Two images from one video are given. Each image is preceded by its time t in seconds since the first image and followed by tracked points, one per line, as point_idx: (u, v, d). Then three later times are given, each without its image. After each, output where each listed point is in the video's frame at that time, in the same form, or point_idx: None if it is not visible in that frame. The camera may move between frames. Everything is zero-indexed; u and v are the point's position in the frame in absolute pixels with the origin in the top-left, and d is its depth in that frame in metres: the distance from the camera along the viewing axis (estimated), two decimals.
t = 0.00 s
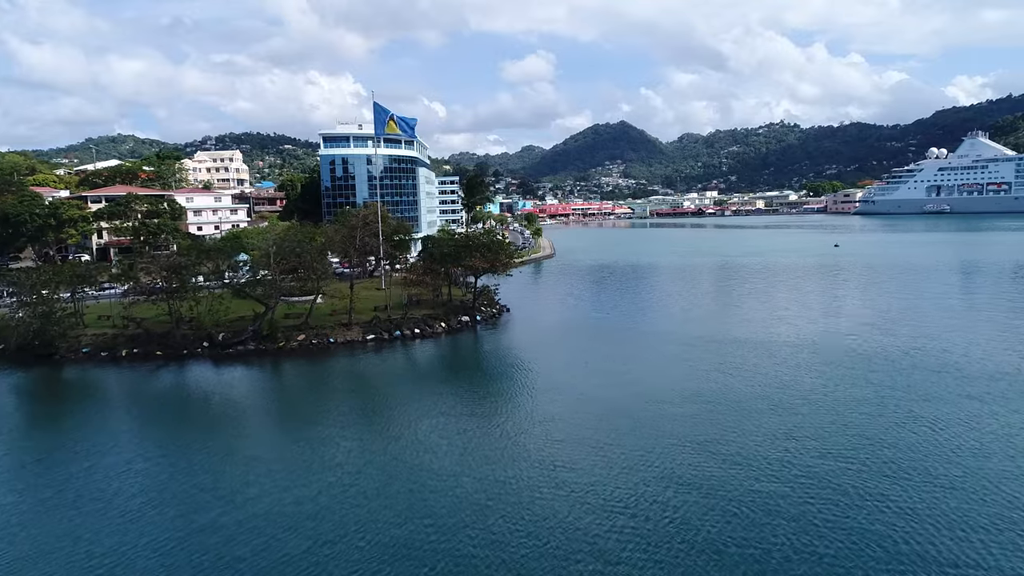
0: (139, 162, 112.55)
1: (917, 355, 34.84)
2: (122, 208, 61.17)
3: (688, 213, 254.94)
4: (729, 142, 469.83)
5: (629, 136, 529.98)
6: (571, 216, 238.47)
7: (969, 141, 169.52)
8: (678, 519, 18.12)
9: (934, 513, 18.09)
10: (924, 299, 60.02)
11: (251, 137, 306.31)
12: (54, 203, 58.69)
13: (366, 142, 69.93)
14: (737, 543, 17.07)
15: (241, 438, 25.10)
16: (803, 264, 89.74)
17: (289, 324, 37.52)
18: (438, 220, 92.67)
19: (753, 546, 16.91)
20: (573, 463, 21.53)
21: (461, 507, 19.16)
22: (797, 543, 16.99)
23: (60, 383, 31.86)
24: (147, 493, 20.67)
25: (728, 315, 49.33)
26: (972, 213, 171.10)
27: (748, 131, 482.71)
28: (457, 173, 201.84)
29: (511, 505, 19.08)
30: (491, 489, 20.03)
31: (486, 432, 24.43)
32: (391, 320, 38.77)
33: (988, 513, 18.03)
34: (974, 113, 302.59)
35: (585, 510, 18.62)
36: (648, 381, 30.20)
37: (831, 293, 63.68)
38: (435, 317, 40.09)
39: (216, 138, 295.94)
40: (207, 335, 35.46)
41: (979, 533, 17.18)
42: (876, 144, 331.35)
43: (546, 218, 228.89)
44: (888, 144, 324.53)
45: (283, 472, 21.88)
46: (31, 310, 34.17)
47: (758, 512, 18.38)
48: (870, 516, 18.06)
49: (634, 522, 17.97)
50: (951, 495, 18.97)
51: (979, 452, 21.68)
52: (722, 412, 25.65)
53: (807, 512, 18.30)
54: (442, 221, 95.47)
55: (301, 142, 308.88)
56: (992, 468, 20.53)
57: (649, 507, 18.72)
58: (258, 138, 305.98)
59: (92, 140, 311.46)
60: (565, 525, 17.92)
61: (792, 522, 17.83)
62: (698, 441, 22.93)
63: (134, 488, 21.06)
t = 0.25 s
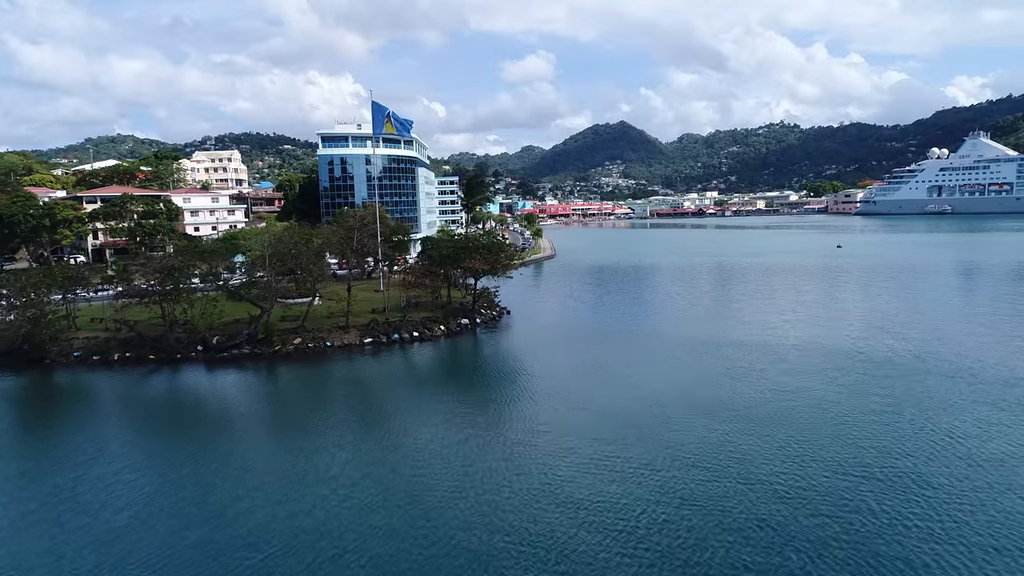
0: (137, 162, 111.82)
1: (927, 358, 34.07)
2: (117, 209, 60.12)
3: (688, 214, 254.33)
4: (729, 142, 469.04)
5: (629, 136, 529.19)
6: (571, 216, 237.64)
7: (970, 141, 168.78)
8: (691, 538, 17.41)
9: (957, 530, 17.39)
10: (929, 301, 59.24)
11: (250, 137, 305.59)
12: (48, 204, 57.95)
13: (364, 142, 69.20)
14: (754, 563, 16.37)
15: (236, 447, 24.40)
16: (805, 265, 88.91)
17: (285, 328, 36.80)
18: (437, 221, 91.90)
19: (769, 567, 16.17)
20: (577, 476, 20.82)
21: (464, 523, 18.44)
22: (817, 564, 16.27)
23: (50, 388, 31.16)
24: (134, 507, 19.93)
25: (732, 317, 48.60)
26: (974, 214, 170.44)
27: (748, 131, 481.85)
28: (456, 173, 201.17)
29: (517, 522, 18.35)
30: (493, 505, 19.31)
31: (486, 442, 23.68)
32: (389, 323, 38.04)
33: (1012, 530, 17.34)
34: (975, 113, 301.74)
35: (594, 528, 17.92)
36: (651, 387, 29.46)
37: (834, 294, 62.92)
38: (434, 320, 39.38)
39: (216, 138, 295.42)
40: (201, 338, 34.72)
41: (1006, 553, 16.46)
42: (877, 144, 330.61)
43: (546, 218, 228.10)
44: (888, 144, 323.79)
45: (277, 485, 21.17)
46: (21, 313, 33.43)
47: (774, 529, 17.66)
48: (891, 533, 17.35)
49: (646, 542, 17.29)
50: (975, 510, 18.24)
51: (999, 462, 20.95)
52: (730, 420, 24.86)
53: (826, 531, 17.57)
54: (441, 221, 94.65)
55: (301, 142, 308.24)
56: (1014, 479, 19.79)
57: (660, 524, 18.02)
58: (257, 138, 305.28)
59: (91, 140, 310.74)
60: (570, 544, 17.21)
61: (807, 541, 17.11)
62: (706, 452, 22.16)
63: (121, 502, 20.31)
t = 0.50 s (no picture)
0: (135, 163, 111.13)
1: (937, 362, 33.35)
2: (113, 209, 59.54)
3: (689, 214, 253.69)
4: (729, 142, 468.33)
5: (629, 136, 528.47)
6: (571, 216, 236.83)
7: (972, 141, 168.02)
8: (702, 560, 16.70)
9: (979, 551, 16.66)
10: (933, 303, 58.60)
11: (250, 137, 304.88)
12: (43, 204, 57.24)
13: (363, 142, 68.47)
14: None
15: (228, 458, 23.64)
16: (807, 266, 88.21)
17: (280, 331, 36.07)
18: (437, 222, 91.18)
19: None
20: (582, 490, 20.11)
21: (465, 543, 17.71)
22: None
23: (39, 393, 30.38)
24: (121, 524, 19.20)
25: (735, 319, 47.90)
26: (975, 214, 169.71)
27: (748, 131, 481.07)
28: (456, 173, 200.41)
29: (520, 541, 17.64)
30: (495, 521, 18.62)
31: (487, 453, 22.96)
32: (386, 326, 37.33)
33: None
34: (976, 113, 301.11)
35: (601, 548, 17.21)
36: (655, 393, 28.76)
37: (838, 296, 62.17)
38: (433, 323, 38.67)
39: (216, 138, 295.15)
40: (195, 343, 33.99)
41: None
42: (877, 144, 329.99)
43: (546, 219, 227.51)
44: (888, 144, 323.15)
45: (271, 498, 20.47)
46: (10, 316, 32.70)
47: (788, 550, 16.94)
48: (911, 554, 16.63)
49: (654, 564, 16.58)
50: (996, 528, 17.53)
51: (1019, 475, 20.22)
52: (738, 429, 24.14)
53: (842, 550, 16.88)
54: (441, 222, 93.89)
55: (300, 142, 307.55)
56: None
57: (669, 545, 17.32)
58: (257, 138, 304.56)
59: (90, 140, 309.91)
60: (577, 565, 16.52)
61: (824, 563, 16.42)
62: (715, 464, 21.45)
63: (107, 518, 19.58)
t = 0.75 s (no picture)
0: (133, 162, 110.45)
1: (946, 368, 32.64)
2: (109, 210, 58.98)
3: (689, 215, 253.08)
4: (730, 142, 467.59)
5: (629, 136, 527.79)
6: (571, 217, 236.00)
7: (973, 141, 167.26)
8: None
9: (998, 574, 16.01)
10: (938, 305, 57.81)
11: (250, 137, 304.18)
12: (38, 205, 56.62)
13: (362, 142, 67.72)
14: None
15: (221, 470, 23.00)
16: (809, 267, 87.43)
17: (276, 334, 35.41)
18: (436, 222, 90.49)
19: None
20: (585, 505, 19.47)
21: (464, 563, 17.08)
22: None
23: (28, 399, 29.73)
24: (106, 543, 18.53)
25: (738, 321, 47.18)
26: (977, 215, 169.00)
27: (748, 131, 480.25)
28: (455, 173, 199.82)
29: (521, 562, 16.99)
30: (495, 540, 17.98)
31: (486, 465, 22.32)
32: (384, 330, 36.65)
33: None
34: (976, 113, 300.25)
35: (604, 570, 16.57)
36: (658, 399, 28.07)
37: (842, 298, 61.43)
38: (432, 326, 37.99)
39: (216, 138, 294.73)
40: (188, 347, 33.31)
41: None
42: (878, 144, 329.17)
43: (546, 219, 226.80)
44: (889, 144, 322.37)
45: (264, 514, 19.85)
46: None
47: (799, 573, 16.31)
48: None
49: None
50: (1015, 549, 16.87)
51: None
52: (745, 440, 23.48)
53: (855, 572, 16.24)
54: (440, 223, 93.16)
55: (299, 142, 306.87)
56: None
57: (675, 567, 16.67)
58: (257, 138, 304.00)
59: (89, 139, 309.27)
60: None
61: None
62: (722, 478, 20.80)
63: (93, 536, 18.93)
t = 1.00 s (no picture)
0: (131, 162, 109.84)
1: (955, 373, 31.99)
2: (104, 211, 58.14)
3: (689, 216, 252.32)
4: (730, 143, 467.04)
5: (629, 137, 527.37)
6: (571, 217, 235.33)
7: (975, 141, 166.63)
8: None
9: None
10: (942, 307, 57.15)
11: (249, 137, 303.74)
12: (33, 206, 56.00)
13: (360, 142, 67.07)
14: None
15: (214, 480, 22.37)
16: (811, 269, 86.79)
17: (272, 338, 34.76)
18: (436, 223, 89.81)
19: None
20: (588, 520, 18.85)
21: None
22: None
23: (17, 404, 29.08)
24: (90, 560, 17.85)
25: (741, 324, 46.56)
26: (978, 215, 168.37)
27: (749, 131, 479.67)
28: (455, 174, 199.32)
29: None
30: (495, 557, 17.39)
31: (488, 476, 21.65)
32: (382, 333, 36.02)
33: None
34: (977, 113, 299.51)
35: None
36: (662, 404, 27.44)
37: (845, 300, 60.77)
38: (430, 329, 37.36)
39: (216, 139, 294.48)
40: (181, 351, 32.64)
41: None
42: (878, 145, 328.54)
43: (546, 220, 226.30)
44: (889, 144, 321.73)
45: (257, 527, 19.24)
46: None
47: None
48: None
49: None
50: None
51: None
52: (753, 449, 22.82)
53: None
54: (439, 223, 92.48)
55: (299, 142, 306.42)
56: None
57: None
58: (257, 138, 303.69)
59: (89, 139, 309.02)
60: None
61: None
62: (733, 490, 20.15)
63: (77, 550, 18.34)
